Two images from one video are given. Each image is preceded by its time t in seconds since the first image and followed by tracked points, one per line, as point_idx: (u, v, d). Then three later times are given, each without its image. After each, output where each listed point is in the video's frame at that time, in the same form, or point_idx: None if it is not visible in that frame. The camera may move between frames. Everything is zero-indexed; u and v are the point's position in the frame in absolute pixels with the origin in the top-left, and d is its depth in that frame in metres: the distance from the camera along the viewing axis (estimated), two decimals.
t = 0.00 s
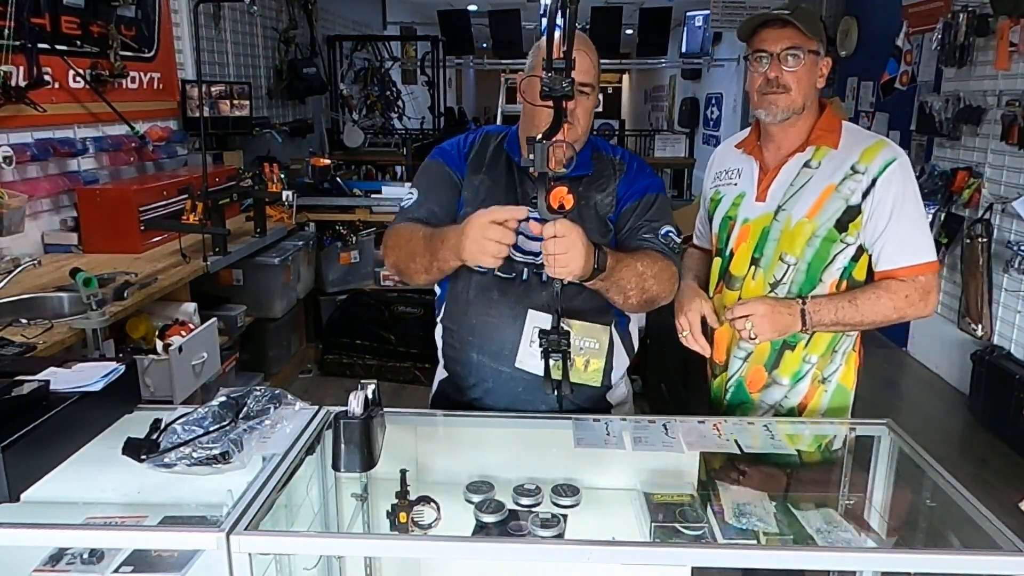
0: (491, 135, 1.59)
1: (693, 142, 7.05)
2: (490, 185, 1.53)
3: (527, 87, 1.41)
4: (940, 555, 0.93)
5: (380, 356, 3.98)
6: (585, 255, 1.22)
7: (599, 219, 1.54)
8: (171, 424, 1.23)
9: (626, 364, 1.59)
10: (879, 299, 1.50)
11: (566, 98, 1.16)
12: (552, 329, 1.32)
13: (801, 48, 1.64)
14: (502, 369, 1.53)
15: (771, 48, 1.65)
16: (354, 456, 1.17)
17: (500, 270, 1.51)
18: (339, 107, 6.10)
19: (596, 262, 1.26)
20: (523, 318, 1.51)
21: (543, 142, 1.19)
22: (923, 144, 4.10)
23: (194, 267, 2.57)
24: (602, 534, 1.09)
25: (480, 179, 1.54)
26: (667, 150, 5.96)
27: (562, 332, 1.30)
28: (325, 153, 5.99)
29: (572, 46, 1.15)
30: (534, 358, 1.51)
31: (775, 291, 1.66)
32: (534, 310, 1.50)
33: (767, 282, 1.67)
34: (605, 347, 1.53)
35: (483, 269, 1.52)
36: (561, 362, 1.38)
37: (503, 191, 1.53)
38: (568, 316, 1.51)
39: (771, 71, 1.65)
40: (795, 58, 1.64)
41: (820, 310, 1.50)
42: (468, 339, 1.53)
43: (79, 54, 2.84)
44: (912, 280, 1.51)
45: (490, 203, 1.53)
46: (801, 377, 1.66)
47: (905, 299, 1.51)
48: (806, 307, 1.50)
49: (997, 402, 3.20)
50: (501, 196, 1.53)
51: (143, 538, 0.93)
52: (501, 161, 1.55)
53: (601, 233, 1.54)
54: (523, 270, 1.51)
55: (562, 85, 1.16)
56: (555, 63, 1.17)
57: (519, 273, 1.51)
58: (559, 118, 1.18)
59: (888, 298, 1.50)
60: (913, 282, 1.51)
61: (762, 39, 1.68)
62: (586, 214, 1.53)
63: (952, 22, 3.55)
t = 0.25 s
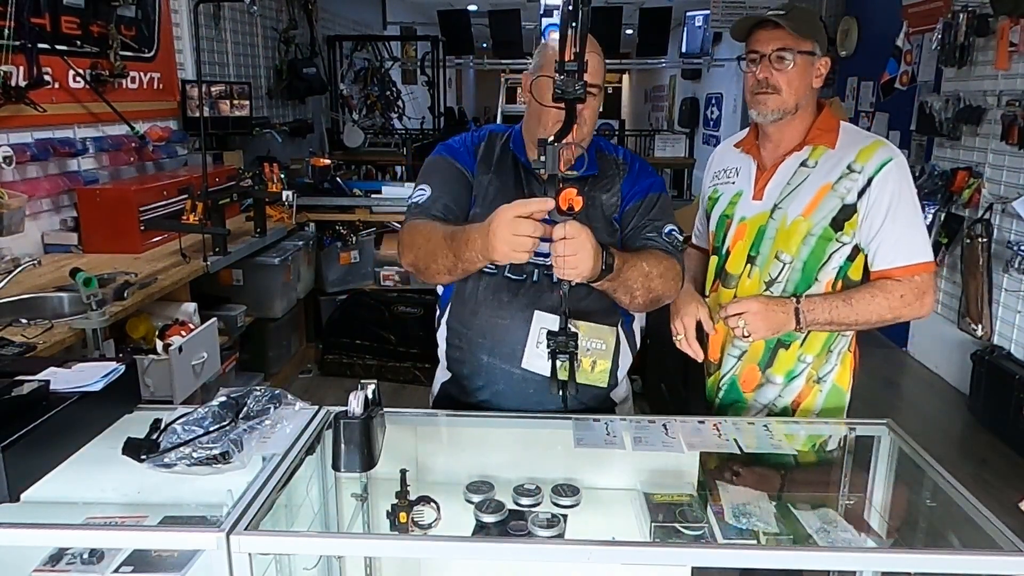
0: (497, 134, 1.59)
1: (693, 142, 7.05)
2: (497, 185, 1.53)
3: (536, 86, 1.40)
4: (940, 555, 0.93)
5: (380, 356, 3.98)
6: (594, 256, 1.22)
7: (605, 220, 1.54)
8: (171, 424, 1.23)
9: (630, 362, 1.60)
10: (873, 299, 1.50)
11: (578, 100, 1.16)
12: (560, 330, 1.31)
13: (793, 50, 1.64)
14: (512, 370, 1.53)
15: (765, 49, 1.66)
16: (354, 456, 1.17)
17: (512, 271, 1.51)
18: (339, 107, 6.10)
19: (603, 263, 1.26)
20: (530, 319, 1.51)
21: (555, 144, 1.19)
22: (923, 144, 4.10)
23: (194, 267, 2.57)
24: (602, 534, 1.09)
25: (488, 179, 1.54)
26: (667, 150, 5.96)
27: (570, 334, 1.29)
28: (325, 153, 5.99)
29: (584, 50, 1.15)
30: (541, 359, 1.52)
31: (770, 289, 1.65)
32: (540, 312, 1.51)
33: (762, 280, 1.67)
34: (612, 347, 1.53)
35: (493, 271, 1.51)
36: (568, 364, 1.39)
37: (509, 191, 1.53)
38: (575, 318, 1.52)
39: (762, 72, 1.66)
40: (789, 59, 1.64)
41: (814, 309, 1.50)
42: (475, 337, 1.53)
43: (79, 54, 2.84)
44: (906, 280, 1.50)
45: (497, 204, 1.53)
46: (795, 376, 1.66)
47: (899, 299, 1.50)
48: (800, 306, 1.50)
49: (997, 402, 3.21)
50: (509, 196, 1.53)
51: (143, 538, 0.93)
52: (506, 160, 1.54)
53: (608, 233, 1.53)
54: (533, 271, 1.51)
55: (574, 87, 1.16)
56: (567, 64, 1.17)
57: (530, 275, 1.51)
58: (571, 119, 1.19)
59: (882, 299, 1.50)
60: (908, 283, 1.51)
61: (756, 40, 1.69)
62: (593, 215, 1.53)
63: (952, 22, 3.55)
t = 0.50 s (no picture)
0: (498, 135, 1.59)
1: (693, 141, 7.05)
2: (500, 185, 1.53)
3: (541, 87, 1.39)
4: (940, 555, 0.93)
5: (380, 356, 3.98)
6: (601, 259, 1.22)
7: (607, 220, 1.53)
8: (171, 424, 1.23)
9: (631, 362, 1.60)
10: (868, 299, 1.49)
11: (587, 103, 1.17)
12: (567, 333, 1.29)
13: (788, 49, 1.64)
14: (515, 370, 1.53)
15: (760, 48, 1.67)
16: (354, 456, 1.17)
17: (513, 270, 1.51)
18: (338, 107, 6.10)
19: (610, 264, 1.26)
20: (535, 320, 1.51)
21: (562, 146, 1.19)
22: (923, 144, 4.10)
23: (194, 267, 2.57)
24: (602, 535, 1.09)
25: (489, 179, 1.54)
26: (667, 150, 5.96)
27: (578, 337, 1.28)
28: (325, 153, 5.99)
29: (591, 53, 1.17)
30: (546, 361, 1.52)
31: (765, 289, 1.65)
32: (544, 313, 1.51)
33: (758, 280, 1.67)
34: (617, 349, 1.54)
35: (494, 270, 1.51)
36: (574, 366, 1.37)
37: (512, 191, 1.54)
38: (581, 319, 1.51)
39: (758, 71, 1.67)
40: (783, 58, 1.64)
41: (809, 309, 1.50)
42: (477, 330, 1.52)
43: (79, 54, 2.84)
44: (903, 280, 1.50)
45: (500, 204, 1.53)
46: (791, 376, 1.66)
47: (895, 299, 1.49)
48: (795, 306, 1.50)
49: (996, 402, 3.21)
50: (511, 196, 1.53)
51: (143, 538, 0.93)
52: (508, 160, 1.55)
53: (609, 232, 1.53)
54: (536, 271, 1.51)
55: (583, 90, 1.17)
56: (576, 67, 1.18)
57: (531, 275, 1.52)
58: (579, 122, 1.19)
59: (878, 298, 1.49)
60: (904, 283, 1.50)
61: (752, 39, 1.69)
62: (595, 216, 1.53)
63: (952, 22, 3.55)
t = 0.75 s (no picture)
0: (498, 135, 1.59)
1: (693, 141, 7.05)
2: (500, 185, 1.53)
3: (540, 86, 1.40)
4: (940, 555, 0.93)
5: (380, 356, 3.98)
6: (603, 260, 1.22)
7: (607, 220, 1.53)
8: (172, 424, 1.23)
9: (630, 362, 1.61)
10: (866, 299, 1.49)
11: (592, 106, 1.17)
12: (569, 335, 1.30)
13: (784, 49, 1.65)
14: (516, 370, 1.53)
15: (756, 48, 1.68)
16: (354, 456, 1.17)
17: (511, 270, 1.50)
18: (338, 107, 6.10)
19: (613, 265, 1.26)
20: (535, 321, 1.51)
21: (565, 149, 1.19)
22: (922, 144, 4.10)
23: (194, 267, 2.57)
24: (602, 535, 1.09)
25: (490, 178, 1.53)
26: (667, 150, 5.96)
27: (580, 339, 1.28)
28: (325, 153, 5.99)
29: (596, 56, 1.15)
30: (547, 361, 1.52)
31: (763, 289, 1.66)
32: (546, 313, 1.51)
33: (756, 280, 1.67)
34: (618, 350, 1.54)
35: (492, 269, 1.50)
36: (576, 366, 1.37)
37: (512, 191, 1.53)
38: (583, 321, 1.51)
39: (754, 71, 1.68)
40: (779, 58, 1.65)
41: (806, 309, 1.49)
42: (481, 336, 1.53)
43: (79, 54, 2.84)
44: (900, 279, 1.49)
45: (500, 204, 1.53)
46: (789, 377, 1.66)
47: (893, 299, 1.49)
48: (792, 305, 1.49)
49: (996, 402, 3.20)
50: (508, 197, 1.53)
51: (143, 538, 0.93)
52: (508, 159, 1.54)
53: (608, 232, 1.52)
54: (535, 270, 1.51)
55: (587, 93, 1.17)
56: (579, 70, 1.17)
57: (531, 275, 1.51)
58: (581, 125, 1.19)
59: (876, 298, 1.49)
60: (902, 282, 1.50)
61: (748, 39, 1.71)
62: (595, 216, 1.52)
63: (952, 22, 3.55)
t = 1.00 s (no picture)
0: (488, 137, 1.59)
1: (693, 141, 7.05)
2: (493, 186, 1.53)
3: (539, 86, 1.40)
4: (940, 555, 0.93)
5: (380, 356, 3.98)
6: (602, 256, 1.22)
7: (605, 219, 1.54)
8: (171, 424, 1.23)
9: (630, 361, 1.61)
10: (866, 298, 1.49)
11: (590, 101, 1.17)
12: (572, 332, 1.24)
13: (782, 47, 1.66)
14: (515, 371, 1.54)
15: (754, 46, 1.69)
16: (354, 456, 1.17)
17: (509, 271, 1.52)
18: (338, 107, 6.10)
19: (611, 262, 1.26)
20: (535, 320, 1.53)
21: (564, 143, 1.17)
22: (922, 144, 4.10)
23: (194, 267, 2.57)
24: (602, 534, 1.09)
25: (478, 181, 1.54)
26: (667, 149, 5.96)
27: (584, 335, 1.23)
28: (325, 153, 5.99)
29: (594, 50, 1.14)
30: (547, 360, 1.53)
31: (762, 288, 1.66)
32: (547, 312, 1.52)
33: (755, 279, 1.67)
34: (619, 347, 1.53)
35: (489, 272, 1.52)
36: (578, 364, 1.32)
37: (507, 191, 1.53)
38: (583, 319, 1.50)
39: (753, 70, 1.69)
40: (776, 57, 1.66)
41: (805, 307, 1.49)
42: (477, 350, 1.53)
43: (79, 54, 2.84)
44: (900, 279, 1.49)
45: (494, 204, 1.53)
46: (787, 377, 1.66)
47: (893, 298, 1.49)
48: (791, 304, 1.49)
49: (997, 402, 3.20)
50: (505, 196, 1.53)
51: (143, 538, 0.93)
52: (502, 160, 1.55)
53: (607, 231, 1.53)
54: (533, 270, 1.53)
55: (585, 88, 1.16)
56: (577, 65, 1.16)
57: (529, 275, 1.53)
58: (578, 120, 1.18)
59: (876, 298, 1.49)
60: (902, 282, 1.50)
61: (747, 38, 1.72)
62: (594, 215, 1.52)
63: (952, 22, 3.55)
